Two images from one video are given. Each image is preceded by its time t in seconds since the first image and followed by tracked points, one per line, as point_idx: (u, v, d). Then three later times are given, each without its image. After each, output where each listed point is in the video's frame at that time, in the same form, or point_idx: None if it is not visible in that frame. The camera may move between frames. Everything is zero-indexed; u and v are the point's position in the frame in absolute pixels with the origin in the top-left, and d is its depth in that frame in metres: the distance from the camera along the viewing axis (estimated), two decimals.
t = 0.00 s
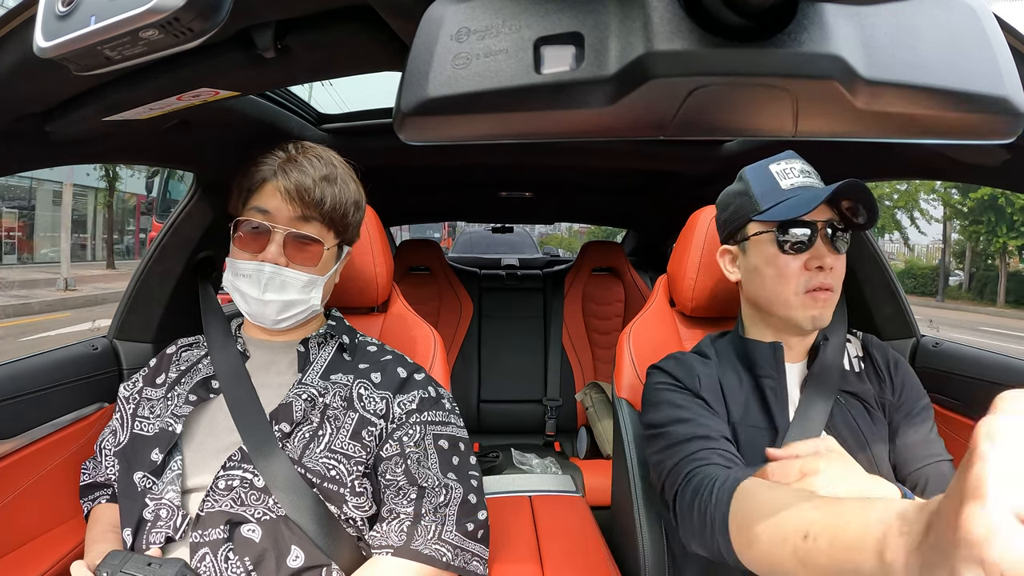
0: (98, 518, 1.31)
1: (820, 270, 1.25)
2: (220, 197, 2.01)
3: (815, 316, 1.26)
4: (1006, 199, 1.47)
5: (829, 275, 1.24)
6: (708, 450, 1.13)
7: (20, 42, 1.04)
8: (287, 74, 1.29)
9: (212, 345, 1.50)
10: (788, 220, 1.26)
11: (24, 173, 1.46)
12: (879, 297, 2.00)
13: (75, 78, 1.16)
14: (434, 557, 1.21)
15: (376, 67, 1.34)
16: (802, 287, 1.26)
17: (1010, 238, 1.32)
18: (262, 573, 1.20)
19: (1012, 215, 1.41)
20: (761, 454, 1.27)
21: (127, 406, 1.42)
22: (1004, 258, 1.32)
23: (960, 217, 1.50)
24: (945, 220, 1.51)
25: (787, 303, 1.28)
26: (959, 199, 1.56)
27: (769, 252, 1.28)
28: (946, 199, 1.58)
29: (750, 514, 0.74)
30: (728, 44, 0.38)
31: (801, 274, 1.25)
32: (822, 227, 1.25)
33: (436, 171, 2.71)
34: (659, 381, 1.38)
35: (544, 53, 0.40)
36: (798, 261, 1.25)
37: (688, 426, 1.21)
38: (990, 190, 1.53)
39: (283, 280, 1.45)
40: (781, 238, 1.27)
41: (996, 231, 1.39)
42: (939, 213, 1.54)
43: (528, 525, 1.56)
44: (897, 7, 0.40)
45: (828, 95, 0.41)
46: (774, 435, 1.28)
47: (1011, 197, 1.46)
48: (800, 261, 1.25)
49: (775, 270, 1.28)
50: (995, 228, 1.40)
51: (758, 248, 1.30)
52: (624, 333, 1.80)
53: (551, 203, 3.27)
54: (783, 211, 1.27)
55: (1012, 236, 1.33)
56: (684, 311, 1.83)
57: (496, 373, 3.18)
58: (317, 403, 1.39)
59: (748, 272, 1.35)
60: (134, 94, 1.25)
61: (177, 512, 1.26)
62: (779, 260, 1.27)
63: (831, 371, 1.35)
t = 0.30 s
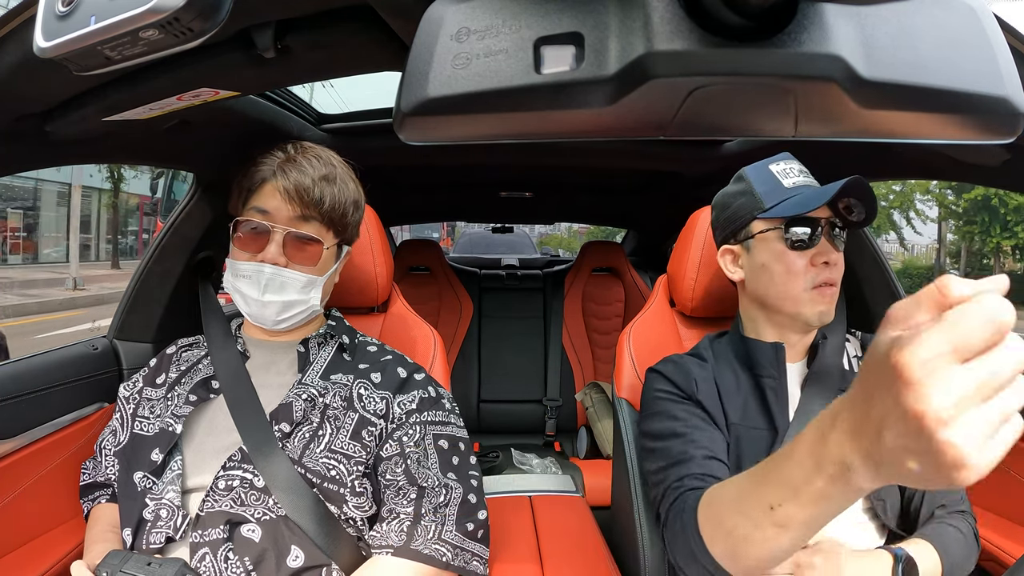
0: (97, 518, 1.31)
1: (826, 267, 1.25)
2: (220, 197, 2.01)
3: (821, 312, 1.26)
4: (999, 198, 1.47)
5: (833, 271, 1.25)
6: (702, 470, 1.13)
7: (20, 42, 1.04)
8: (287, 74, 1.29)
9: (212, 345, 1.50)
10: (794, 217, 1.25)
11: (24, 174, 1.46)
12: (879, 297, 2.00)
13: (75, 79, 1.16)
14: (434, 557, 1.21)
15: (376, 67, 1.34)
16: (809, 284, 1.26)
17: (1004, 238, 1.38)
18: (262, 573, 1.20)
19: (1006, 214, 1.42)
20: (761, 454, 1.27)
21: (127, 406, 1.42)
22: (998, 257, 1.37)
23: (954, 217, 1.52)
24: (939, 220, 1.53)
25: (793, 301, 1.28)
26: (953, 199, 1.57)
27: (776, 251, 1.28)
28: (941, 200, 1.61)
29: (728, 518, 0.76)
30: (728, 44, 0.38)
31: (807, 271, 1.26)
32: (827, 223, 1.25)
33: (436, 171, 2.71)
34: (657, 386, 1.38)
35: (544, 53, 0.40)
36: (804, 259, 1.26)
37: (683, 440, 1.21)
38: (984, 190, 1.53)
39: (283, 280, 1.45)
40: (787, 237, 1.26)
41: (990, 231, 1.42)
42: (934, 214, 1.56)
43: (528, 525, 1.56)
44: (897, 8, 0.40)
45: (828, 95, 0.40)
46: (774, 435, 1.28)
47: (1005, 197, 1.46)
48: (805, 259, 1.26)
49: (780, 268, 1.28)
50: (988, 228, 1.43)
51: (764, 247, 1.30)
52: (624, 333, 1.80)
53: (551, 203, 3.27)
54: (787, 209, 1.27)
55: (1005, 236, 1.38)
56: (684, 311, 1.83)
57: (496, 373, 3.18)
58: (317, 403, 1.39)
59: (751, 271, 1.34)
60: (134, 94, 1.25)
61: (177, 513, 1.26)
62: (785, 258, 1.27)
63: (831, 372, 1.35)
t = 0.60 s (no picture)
0: (98, 519, 1.31)
1: (826, 268, 1.25)
2: (220, 197, 2.01)
3: (822, 313, 1.26)
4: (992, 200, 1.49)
5: (833, 271, 1.25)
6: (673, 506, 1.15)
7: (20, 42, 1.04)
8: (287, 74, 1.29)
9: (212, 345, 1.50)
10: (794, 219, 1.25)
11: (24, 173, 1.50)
12: (879, 296, 2.00)
13: (75, 79, 1.16)
14: (433, 557, 1.21)
15: (376, 67, 1.34)
16: (808, 285, 1.26)
17: (998, 238, 1.36)
18: (262, 573, 1.20)
19: (999, 218, 1.41)
20: (762, 457, 1.27)
21: (127, 406, 1.42)
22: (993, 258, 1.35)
23: (948, 217, 1.48)
24: (932, 221, 1.48)
25: (792, 303, 1.27)
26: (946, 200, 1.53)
27: (775, 253, 1.28)
28: (933, 200, 1.55)
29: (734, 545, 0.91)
30: (728, 44, 0.38)
31: (807, 273, 1.26)
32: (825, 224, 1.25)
33: (437, 171, 2.71)
34: (653, 393, 1.38)
35: (544, 53, 0.40)
36: (804, 261, 1.26)
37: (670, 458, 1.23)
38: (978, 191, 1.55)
39: (282, 280, 1.45)
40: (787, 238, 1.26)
41: (983, 231, 1.40)
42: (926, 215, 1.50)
43: (527, 525, 1.56)
44: (898, 7, 0.39)
45: (828, 96, 0.41)
46: (773, 437, 1.28)
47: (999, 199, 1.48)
48: (804, 261, 1.26)
49: (779, 270, 1.28)
50: (982, 228, 1.40)
51: (762, 249, 1.30)
52: (623, 333, 1.80)
53: (552, 203, 3.27)
54: (786, 210, 1.26)
55: (999, 236, 1.36)
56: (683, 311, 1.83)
57: (496, 373, 3.18)
58: (317, 403, 1.39)
59: (750, 273, 1.34)
60: (134, 94, 1.25)
61: (177, 513, 1.26)
62: (784, 259, 1.27)
63: (830, 371, 1.35)
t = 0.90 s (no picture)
0: (98, 519, 1.31)
1: (827, 270, 1.25)
2: (221, 197, 2.02)
3: (823, 314, 1.26)
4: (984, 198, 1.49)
5: (835, 273, 1.25)
6: (670, 515, 1.18)
7: (20, 42, 1.04)
8: (287, 74, 1.29)
9: (212, 344, 1.50)
10: (795, 221, 1.26)
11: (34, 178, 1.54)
12: (879, 296, 2.00)
13: (76, 79, 1.17)
14: (434, 556, 1.21)
15: (376, 67, 1.34)
16: (809, 287, 1.26)
17: (989, 238, 1.47)
18: (263, 573, 1.20)
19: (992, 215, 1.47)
20: (763, 456, 1.27)
21: (127, 406, 1.42)
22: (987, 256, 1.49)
23: (943, 217, 1.62)
24: (928, 221, 1.66)
25: (795, 304, 1.27)
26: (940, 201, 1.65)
27: (777, 254, 1.28)
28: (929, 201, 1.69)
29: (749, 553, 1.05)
30: (728, 44, 0.38)
31: (808, 275, 1.26)
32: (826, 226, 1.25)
33: (437, 171, 2.71)
34: (654, 394, 1.38)
35: (544, 53, 0.40)
36: (804, 263, 1.26)
37: (668, 466, 1.24)
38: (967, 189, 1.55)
39: (289, 277, 1.45)
40: (790, 240, 1.27)
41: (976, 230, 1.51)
42: (923, 214, 1.68)
43: (528, 524, 1.56)
44: (898, 7, 0.39)
45: (829, 95, 0.41)
46: (773, 438, 1.29)
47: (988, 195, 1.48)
48: (805, 263, 1.26)
49: (781, 272, 1.27)
50: (975, 227, 1.52)
51: (765, 251, 1.29)
52: (624, 333, 1.80)
53: (551, 203, 3.27)
54: (790, 211, 1.26)
55: (990, 235, 1.47)
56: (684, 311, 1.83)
57: (496, 373, 3.18)
58: (317, 403, 1.39)
59: (751, 274, 1.34)
60: (134, 94, 1.25)
61: (178, 513, 1.26)
62: (786, 261, 1.27)
63: (830, 371, 1.35)
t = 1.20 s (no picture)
0: (98, 519, 1.31)
1: (836, 269, 1.26)
2: (221, 197, 2.02)
3: (831, 312, 1.27)
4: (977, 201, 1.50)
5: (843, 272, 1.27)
6: (672, 516, 1.18)
7: (20, 42, 1.04)
8: (287, 74, 1.29)
9: (212, 344, 1.50)
10: (809, 219, 1.26)
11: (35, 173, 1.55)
12: (879, 296, 1.99)
13: (76, 79, 1.17)
14: (434, 557, 1.21)
15: (376, 66, 1.34)
16: (820, 284, 1.26)
17: (982, 238, 1.39)
18: (263, 573, 1.20)
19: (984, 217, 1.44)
20: (764, 453, 1.27)
21: (127, 406, 1.42)
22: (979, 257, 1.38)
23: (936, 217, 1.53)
24: (921, 221, 1.56)
25: (805, 301, 1.27)
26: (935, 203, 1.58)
27: (791, 250, 1.27)
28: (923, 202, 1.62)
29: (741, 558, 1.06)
30: (727, 44, 0.38)
31: (819, 273, 1.26)
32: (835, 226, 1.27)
33: (437, 171, 2.71)
34: (654, 392, 1.38)
35: (544, 53, 0.40)
36: (816, 260, 1.26)
37: (669, 466, 1.24)
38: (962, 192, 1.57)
39: (285, 281, 1.45)
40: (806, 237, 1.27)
41: (969, 231, 1.43)
42: (916, 215, 1.59)
43: (527, 525, 1.56)
44: (898, 7, 0.39)
45: (829, 95, 0.41)
46: (774, 435, 1.28)
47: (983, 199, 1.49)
48: (817, 261, 1.26)
49: (792, 269, 1.27)
50: (968, 228, 1.44)
51: (779, 247, 1.29)
52: (624, 333, 1.80)
53: (551, 203, 3.27)
54: (805, 210, 1.25)
55: (984, 236, 1.39)
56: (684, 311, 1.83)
57: (496, 373, 3.18)
58: (317, 403, 1.39)
59: (761, 270, 1.33)
60: (134, 94, 1.25)
61: (177, 513, 1.26)
62: (798, 258, 1.27)
63: (829, 370, 1.35)
